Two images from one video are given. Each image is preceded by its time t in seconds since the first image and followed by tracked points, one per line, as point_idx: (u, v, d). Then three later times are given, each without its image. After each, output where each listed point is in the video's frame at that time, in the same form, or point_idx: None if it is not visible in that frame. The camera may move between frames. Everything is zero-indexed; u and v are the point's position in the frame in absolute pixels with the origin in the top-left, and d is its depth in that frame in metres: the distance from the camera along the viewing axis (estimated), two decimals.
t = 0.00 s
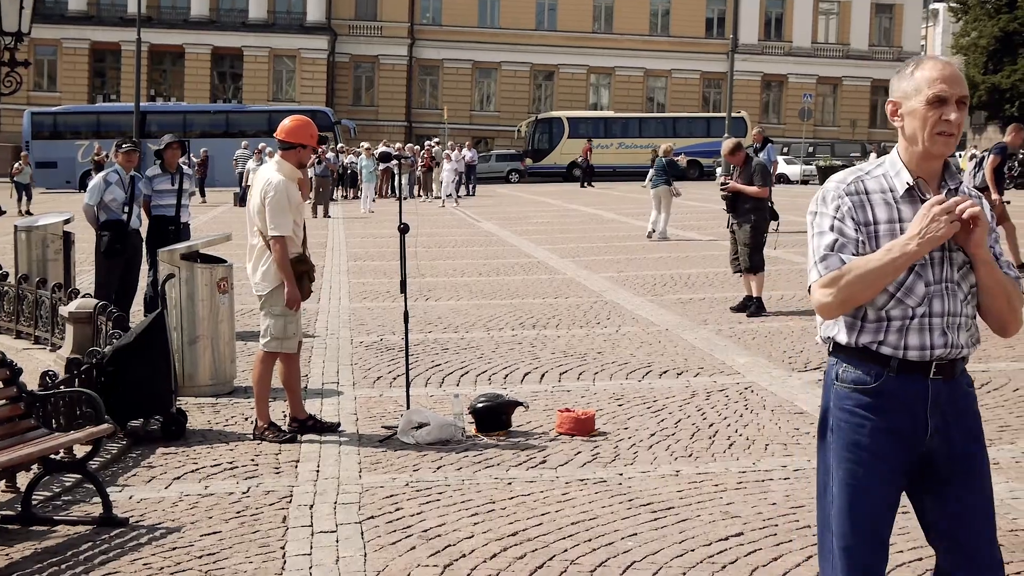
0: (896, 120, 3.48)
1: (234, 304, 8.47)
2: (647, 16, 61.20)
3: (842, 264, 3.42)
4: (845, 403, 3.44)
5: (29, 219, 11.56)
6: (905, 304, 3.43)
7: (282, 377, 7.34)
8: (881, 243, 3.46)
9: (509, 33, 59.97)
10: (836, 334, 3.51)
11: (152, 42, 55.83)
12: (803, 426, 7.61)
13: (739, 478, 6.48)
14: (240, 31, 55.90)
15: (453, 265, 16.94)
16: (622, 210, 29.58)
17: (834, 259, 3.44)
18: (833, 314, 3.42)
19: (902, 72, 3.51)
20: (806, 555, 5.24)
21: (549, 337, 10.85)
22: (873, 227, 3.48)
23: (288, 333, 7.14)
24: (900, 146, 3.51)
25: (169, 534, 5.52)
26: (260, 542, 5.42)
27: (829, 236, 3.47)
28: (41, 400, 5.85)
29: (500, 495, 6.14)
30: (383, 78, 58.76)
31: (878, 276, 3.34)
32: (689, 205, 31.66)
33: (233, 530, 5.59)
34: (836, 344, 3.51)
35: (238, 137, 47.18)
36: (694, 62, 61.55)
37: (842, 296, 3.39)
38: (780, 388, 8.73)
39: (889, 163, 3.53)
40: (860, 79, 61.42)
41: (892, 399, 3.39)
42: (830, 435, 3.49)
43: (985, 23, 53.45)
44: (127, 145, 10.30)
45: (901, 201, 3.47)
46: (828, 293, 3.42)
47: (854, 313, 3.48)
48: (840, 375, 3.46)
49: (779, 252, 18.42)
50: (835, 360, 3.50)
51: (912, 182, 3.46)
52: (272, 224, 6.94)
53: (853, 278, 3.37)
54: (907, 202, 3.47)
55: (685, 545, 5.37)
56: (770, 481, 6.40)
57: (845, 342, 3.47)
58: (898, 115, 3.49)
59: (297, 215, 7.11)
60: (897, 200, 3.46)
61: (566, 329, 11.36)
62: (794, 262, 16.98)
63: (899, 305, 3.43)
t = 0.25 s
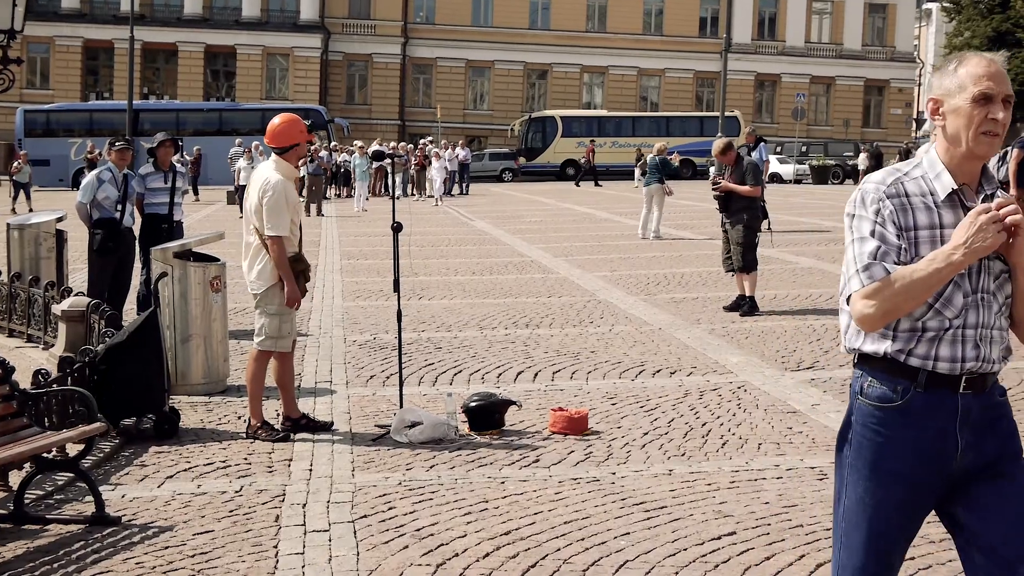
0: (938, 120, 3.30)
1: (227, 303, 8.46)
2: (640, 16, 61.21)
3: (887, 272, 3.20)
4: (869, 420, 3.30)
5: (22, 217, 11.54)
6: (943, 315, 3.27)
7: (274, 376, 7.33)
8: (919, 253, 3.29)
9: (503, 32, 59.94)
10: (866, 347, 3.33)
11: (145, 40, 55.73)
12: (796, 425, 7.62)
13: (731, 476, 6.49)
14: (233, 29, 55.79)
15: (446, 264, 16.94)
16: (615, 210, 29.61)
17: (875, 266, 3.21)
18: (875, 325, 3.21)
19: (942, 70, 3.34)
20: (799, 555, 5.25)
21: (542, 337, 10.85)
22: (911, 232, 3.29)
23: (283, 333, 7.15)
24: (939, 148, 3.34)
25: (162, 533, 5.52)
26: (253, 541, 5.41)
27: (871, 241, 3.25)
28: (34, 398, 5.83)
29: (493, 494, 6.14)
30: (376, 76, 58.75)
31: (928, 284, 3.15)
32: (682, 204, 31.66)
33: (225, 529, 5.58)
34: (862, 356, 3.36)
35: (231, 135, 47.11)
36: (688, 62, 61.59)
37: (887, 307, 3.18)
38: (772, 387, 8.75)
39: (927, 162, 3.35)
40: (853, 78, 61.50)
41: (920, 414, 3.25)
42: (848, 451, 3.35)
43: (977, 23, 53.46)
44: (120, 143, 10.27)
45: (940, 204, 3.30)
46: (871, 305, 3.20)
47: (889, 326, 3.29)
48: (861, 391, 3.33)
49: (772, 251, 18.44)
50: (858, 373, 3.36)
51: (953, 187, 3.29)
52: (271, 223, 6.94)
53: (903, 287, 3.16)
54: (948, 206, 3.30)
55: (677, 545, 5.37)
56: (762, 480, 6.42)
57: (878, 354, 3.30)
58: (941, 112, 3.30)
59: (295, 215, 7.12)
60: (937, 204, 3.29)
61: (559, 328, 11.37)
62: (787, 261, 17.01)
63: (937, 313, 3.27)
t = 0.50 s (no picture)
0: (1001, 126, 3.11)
1: (219, 303, 8.45)
2: (633, 15, 61.20)
3: (942, 285, 3.01)
4: (921, 442, 3.15)
5: (14, 216, 11.52)
6: (1002, 331, 3.10)
7: (268, 374, 7.32)
8: (979, 263, 3.10)
9: (496, 31, 59.91)
10: (926, 366, 3.16)
11: (137, 39, 55.62)
12: (788, 424, 7.64)
13: (724, 475, 6.50)
14: (225, 28, 55.76)
15: (439, 263, 16.95)
16: (608, 209, 29.62)
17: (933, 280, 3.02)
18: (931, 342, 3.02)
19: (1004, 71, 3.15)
20: (791, 553, 5.26)
21: (535, 336, 10.85)
22: (970, 243, 3.10)
23: (278, 333, 7.14)
24: (1002, 154, 3.14)
25: (155, 532, 5.52)
26: (245, 540, 5.40)
27: (925, 254, 3.06)
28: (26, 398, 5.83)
29: (486, 493, 6.15)
30: (369, 75, 58.72)
31: (983, 300, 2.94)
32: (674, 203, 31.65)
33: (218, 528, 5.58)
34: (920, 375, 3.19)
35: (223, 134, 46.99)
36: (681, 61, 61.65)
37: (944, 323, 2.99)
38: (765, 387, 8.76)
39: (987, 172, 3.16)
40: (845, 78, 61.57)
41: (977, 437, 3.09)
42: (898, 474, 3.20)
43: (970, 22, 53.52)
44: (112, 142, 10.25)
45: (1000, 213, 3.10)
46: (927, 323, 3.02)
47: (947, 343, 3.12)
48: (919, 411, 3.16)
49: (764, 250, 18.47)
50: (915, 394, 3.20)
51: (1013, 195, 3.10)
52: (267, 220, 6.94)
53: (957, 302, 2.97)
54: (1007, 215, 3.10)
55: (670, 544, 5.38)
56: (754, 479, 6.43)
57: (936, 373, 3.14)
58: (1004, 118, 3.11)
59: (292, 213, 7.10)
60: (996, 214, 3.10)
61: (551, 327, 11.37)
62: (780, 261, 17.04)
63: (997, 328, 3.10)
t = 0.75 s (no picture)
0: None
1: (219, 304, 8.46)
2: (632, 15, 61.22)
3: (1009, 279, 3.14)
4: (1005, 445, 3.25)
5: (14, 218, 11.52)
6: None
7: (268, 375, 7.32)
8: None
9: (494, 31, 59.92)
10: (1005, 364, 3.26)
11: (136, 40, 55.60)
12: (789, 424, 7.64)
13: (725, 475, 6.50)
14: (224, 29, 55.76)
15: (438, 263, 16.95)
16: (608, 209, 29.62)
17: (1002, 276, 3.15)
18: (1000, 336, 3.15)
19: None
20: (793, 553, 5.26)
21: (535, 336, 10.84)
22: None
23: (278, 333, 7.15)
24: None
25: (156, 533, 5.52)
26: (247, 541, 5.40)
27: (995, 247, 3.19)
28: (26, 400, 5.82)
29: (487, 494, 6.15)
30: (368, 76, 58.75)
31: None
32: (673, 202, 31.67)
33: (219, 529, 5.58)
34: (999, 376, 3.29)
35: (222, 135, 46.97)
36: (679, 61, 61.69)
37: (1012, 315, 3.12)
38: (765, 386, 8.77)
39: None
40: (844, 77, 61.60)
41: None
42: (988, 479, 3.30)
43: (969, 21, 53.57)
44: (112, 143, 10.26)
45: None
46: (995, 317, 3.15)
47: (1021, 335, 3.23)
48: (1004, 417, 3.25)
49: (764, 250, 18.47)
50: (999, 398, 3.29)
51: None
52: (270, 218, 6.94)
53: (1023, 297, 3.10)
54: None
55: (670, 544, 5.38)
56: (755, 479, 6.42)
57: (1014, 371, 3.24)
58: None
59: (296, 212, 7.11)
60: None
61: (551, 327, 11.37)
62: (779, 260, 17.04)
63: None
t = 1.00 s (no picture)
0: None
1: (227, 306, 8.47)
2: (637, 16, 61.20)
3: None
4: None
5: (21, 221, 11.54)
6: None
7: (278, 377, 7.33)
8: None
9: (500, 33, 59.94)
10: None
11: (142, 44, 55.70)
12: (797, 425, 7.63)
13: (733, 476, 6.49)
14: (230, 32, 55.83)
15: (446, 265, 16.97)
16: (615, 211, 29.63)
17: None
18: None
19: None
20: (801, 554, 5.26)
21: (542, 338, 10.84)
22: None
23: (291, 335, 7.15)
24: None
25: (165, 536, 5.52)
26: (256, 543, 5.41)
27: None
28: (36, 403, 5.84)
29: (496, 495, 6.15)
30: (374, 78, 58.79)
31: None
32: (679, 203, 31.65)
33: (228, 531, 5.59)
34: None
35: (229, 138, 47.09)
36: (685, 62, 61.63)
37: None
38: (773, 387, 8.76)
39: None
40: (850, 78, 61.53)
41: None
42: None
43: (975, 21, 53.51)
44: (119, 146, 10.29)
45: None
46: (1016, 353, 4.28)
47: None
48: None
49: (771, 250, 18.47)
50: None
51: None
52: (285, 218, 6.96)
53: None
54: None
55: (679, 545, 5.37)
56: (764, 480, 6.42)
57: None
58: None
59: (308, 212, 7.12)
60: None
61: (558, 329, 11.37)
62: (787, 260, 17.04)
63: None
